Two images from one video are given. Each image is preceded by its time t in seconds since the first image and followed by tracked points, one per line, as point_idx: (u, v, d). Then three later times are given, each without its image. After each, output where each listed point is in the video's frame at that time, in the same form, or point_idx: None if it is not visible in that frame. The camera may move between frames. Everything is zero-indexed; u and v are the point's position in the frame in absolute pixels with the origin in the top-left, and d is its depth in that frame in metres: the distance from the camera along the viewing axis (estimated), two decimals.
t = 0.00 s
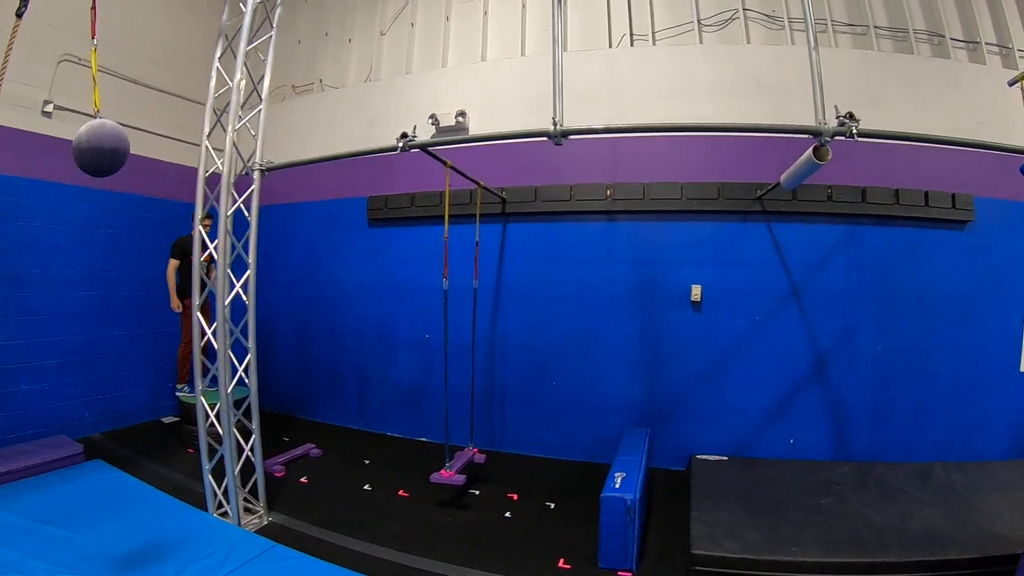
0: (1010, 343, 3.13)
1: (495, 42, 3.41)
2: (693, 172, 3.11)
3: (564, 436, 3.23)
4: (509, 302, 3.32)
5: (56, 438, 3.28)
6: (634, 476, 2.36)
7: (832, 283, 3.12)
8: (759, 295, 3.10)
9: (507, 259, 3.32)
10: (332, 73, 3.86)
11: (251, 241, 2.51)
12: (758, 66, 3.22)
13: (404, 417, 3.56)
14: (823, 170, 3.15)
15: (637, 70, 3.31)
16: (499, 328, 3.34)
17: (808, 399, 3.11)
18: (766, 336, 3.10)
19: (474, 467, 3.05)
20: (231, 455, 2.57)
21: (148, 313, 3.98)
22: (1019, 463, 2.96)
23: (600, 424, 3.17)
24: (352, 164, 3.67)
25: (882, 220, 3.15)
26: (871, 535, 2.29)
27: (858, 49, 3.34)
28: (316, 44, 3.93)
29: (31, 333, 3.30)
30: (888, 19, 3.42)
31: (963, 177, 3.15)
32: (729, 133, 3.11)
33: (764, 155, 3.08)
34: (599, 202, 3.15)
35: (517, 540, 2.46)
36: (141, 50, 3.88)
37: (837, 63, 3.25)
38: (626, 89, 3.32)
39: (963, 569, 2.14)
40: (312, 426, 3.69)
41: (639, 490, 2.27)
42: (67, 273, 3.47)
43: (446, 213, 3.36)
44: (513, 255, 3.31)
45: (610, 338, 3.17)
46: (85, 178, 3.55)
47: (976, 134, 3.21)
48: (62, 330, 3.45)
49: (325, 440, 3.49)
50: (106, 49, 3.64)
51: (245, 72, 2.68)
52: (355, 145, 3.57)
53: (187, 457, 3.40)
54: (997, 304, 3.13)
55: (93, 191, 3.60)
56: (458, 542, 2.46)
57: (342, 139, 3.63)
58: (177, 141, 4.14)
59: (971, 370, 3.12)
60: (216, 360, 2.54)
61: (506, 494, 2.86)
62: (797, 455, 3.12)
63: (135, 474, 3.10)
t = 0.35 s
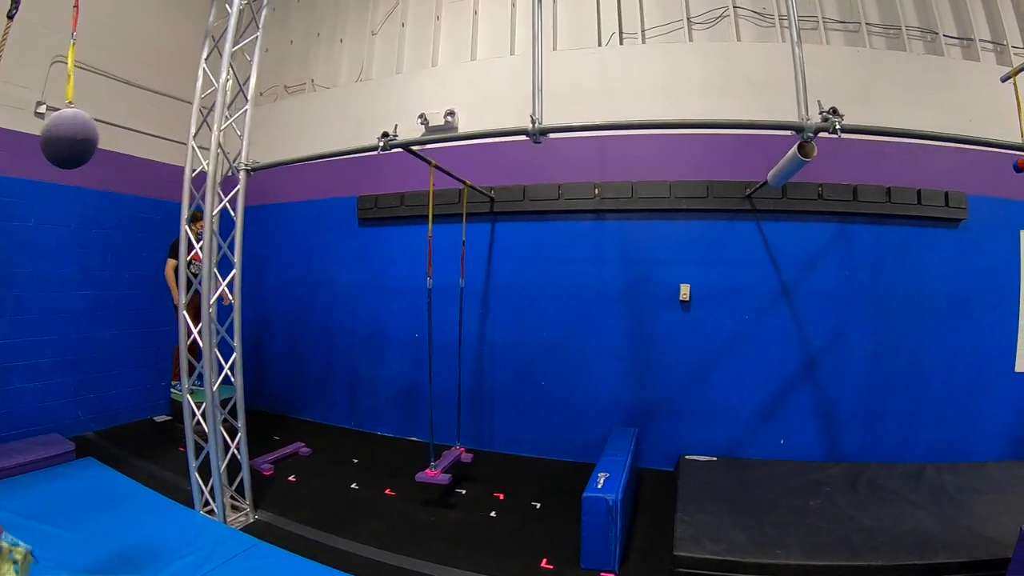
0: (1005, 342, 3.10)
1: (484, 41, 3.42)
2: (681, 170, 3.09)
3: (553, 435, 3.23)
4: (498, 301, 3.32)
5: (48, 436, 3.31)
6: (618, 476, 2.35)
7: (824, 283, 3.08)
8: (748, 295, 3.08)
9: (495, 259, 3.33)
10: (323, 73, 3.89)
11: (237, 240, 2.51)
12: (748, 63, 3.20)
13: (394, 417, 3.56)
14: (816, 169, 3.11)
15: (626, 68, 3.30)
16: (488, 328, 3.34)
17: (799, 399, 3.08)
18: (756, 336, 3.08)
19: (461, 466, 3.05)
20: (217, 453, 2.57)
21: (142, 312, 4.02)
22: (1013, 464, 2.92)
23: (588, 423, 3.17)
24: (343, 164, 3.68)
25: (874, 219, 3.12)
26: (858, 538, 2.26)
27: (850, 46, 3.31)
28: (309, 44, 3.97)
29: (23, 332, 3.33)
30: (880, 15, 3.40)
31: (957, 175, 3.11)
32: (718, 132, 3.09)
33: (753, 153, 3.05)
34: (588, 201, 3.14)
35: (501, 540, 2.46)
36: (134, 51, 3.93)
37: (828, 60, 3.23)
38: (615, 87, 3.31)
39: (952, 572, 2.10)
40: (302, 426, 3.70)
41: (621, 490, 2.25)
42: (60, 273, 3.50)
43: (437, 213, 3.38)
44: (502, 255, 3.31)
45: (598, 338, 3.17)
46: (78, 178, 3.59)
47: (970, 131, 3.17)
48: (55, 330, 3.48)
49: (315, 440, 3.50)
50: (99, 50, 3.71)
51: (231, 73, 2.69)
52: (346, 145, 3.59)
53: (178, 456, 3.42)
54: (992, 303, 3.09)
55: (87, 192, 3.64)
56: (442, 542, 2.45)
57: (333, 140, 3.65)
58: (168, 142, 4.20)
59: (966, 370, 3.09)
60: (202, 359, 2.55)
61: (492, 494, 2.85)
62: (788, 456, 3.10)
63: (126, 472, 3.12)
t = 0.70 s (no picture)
0: (1000, 341, 3.07)
1: (476, 40, 3.42)
2: (673, 168, 3.09)
3: (545, 434, 3.24)
4: (490, 300, 3.33)
5: (42, 433, 3.33)
6: (605, 474, 2.34)
7: (817, 282, 3.06)
8: (740, 293, 3.07)
9: (487, 257, 3.34)
10: (317, 72, 3.91)
11: (226, 239, 2.51)
12: (740, 60, 3.19)
13: (387, 415, 3.57)
14: (809, 167, 3.08)
15: (618, 66, 3.29)
16: (480, 326, 3.35)
17: (791, 398, 3.06)
18: (747, 335, 3.07)
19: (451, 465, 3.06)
20: (207, 449, 2.58)
21: (137, 311, 4.05)
22: (1008, 464, 2.89)
23: (579, 421, 3.18)
24: (336, 163, 3.69)
25: (866, 217, 3.10)
26: (848, 538, 2.24)
27: (842, 43, 3.30)
28: (303, 44, 3.99)
29: (18, 331, 3.35)
30: (873, 13, 3.38)
31: (951, 172, 3.09)
32: (712, 129, 3.07)
33: (744, 151, 3.04)
34: (578, 199, 3.14)
35: (488, 537, 2.45)
36: (129, 51, 3.96)
37: (820, 57, 3.21)
38: (606, 85, 3.30)
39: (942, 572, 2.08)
40: (296, 425, 3.72)
41: (607, 489, 2.25)
42: (55, 271, 3.53)
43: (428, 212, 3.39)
44: (493, 253, 3.32)
45: (589, 337, 3.18)
46: (73, 178, 3.61)
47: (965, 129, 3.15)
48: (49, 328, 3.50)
49: (308, 438, 3.52)
50: (93, 50, 3.74)
51: (222, 72, 2.70)
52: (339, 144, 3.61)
53: (171, 453, 3.43)
54: (987, 302, 3.07)
55: (82, 191, 3.66)
56: (429, 539, 2.45)
57: (325, 139, 3.67)
58: (162, 141, 4.21)
59: (960, 369, 3.06)
60: (191, 356, 2.56)
61: (482, 492, 2.85)
62: (780, 455, 3.08)
63: (118, 469, 3.14)
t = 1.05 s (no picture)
0: (996, 340, 3.06)
1: (472, 39, 3.44)
2: (668, 167, 3.09)
3: (541, 432, 3.26)
4: (485, 299, 3.35)
5: (41, 431, 3.35)
6: (598, 472, 2.35)
7: (812, 281, 3.06)
8: (734, 292, 3.07)
9: (483, 256, 3.35)
10: (315, 72, 3.93)
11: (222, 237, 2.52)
12: (735, 59, 3.20)
13: (383, 413, 3.59)
14: (804, 165, 3.09)
15: (613, 65, 3.30)
16: (476, 325, 3.37)
17: (786, 397, 3.07)
18: (742, 334, 3.07)
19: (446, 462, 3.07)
20: (203, 446, 2.59)
21: (136, 309, 4.08)
22: (1004, 463, 2.89)
23: (574, 420, 3.20)
24: (332, 162, 3.71)
25: (862, 216, 3.10)
26: (841, 536, 2.24)
27: (838, 42, 3.31)
28: (301, 44, 4.02)
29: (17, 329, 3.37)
30: (869, 12, 3.39)
31: (946, 171, 3.09)
32: (707, 128, 3.07)
33: (739, 150, 3.05)
34: (574, 199, 3.15)
35: (482, 535, 2.46)
36: (129, 51, 3.99)
37: (816, 56, 3.21)
38: (602, 84, 3.31)
39: (934, 571, 2.07)
40: (293, 423, 3.74)
41: (600, 486, 2.25)
42: (53, 270, 3.55)
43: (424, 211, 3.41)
44: (489, 252, 3.34)
45: (584, 336, 3.19)
46: (71, 177, 3.64)
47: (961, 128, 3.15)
48: (48, 327, 3.53)
49: (304, 436, 3.54)
50: (93, 50, 3.77)
51: (219, 72, 2.71)
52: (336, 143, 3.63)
53: (168, 451, 3.45)
54: (983, 301, 3.06)
55: (81, 190, 3.69)
56: (423, 536, 2.46)
57: (323, 138, 3.69)
58: (160, 140, 4.23)
59: (956, 368, 3.06)
60: (187, 354, 2.56)
61: (477, 490, 2.86)
62: (775, 454, 3.09)
63: (116, 466, 3.16)
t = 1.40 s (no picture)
0: (993, 338, 3.06)
1: (470, 38, 3.45)
2: (664, 165, 3.10)
3: (538, 430, 3.27)
4: (483, 297, 3.36)
5: (41, 429, 3.37)
6: (594, 469, 2.35)
7: (809, 279, 3.06)
8: (731, 290, 3.08)
9: (480, 254, 3.37)
10: (314, 72, 3.95)
11: (220, 236, 2.52)
12: (732, 58, 3.20)
13: (381, 411, 3.60)
14: (801, 163, 3.09)
15: (610, 64, 3.31)
16: (473, 323, 3.38)
17: (782, 395, 3.07)
18: (738, 332, 3.08)
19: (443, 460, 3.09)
20: (202, 443, 2.60)
21: (135, 308, 4.10)
22: (1001, 462, 2.89)
23: (570, 418, 3.21)
24: (330, 161, 3.73)
25: (859, 214, 3.10)
26: (837, 534, 2.24)
27: (835, 41, 3.31)
28: (300, 43, 4.04)
29: (16, 328, 3.39)
30: (866, 11, 3.40)
31: (944, 170, 3.09)
32: (704, 127, 3.08)
33: (736, 149, 3.05)
34: (570, 197, 3.16)
35: (478, 532, 2.47)
36: (128, 51, 4.01)
37: (813, 55, 3.22)
38: (599, 83, 3.32)
39: (930, 569, 2.07)
40: (291, 421, 3.75)
41: (596, 484, 2.26)
42: (52, 269, 3.57)
43: (422, 210, 3.42)
44: (486, 251, 3.36)
45: (581, 334, 3.20)
46: (71, 176, 3.65)
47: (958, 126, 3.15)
48: (47, 325, 3.54)
49: (303, 434, 3.55)
50: (92, 50, 3.79)
51: (217, 72, 2.72)
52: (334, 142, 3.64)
53: (167, 449, 3.47)
54: (979, 300, 3.06)
55: (81, 190, 3.71)
56: (420, 533, 2.46)
57: (321, 138, 3.70)
58: (160, 139, 4.25)
59: (953, 366, 3.06)
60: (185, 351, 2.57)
61: (474, 487, 2.87)
62: (772, 452, 3.09)
63: (115, 464, 3.17)
